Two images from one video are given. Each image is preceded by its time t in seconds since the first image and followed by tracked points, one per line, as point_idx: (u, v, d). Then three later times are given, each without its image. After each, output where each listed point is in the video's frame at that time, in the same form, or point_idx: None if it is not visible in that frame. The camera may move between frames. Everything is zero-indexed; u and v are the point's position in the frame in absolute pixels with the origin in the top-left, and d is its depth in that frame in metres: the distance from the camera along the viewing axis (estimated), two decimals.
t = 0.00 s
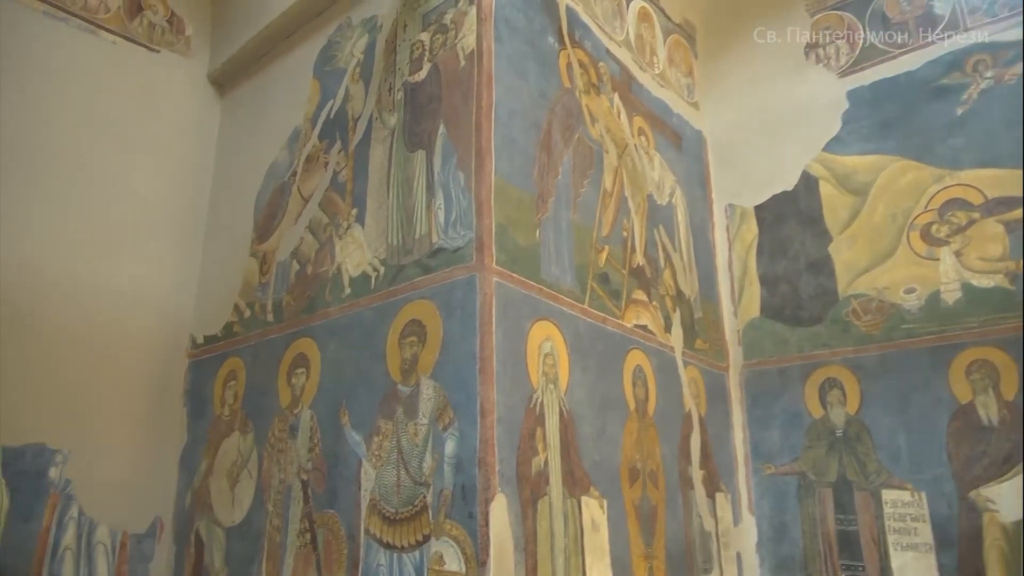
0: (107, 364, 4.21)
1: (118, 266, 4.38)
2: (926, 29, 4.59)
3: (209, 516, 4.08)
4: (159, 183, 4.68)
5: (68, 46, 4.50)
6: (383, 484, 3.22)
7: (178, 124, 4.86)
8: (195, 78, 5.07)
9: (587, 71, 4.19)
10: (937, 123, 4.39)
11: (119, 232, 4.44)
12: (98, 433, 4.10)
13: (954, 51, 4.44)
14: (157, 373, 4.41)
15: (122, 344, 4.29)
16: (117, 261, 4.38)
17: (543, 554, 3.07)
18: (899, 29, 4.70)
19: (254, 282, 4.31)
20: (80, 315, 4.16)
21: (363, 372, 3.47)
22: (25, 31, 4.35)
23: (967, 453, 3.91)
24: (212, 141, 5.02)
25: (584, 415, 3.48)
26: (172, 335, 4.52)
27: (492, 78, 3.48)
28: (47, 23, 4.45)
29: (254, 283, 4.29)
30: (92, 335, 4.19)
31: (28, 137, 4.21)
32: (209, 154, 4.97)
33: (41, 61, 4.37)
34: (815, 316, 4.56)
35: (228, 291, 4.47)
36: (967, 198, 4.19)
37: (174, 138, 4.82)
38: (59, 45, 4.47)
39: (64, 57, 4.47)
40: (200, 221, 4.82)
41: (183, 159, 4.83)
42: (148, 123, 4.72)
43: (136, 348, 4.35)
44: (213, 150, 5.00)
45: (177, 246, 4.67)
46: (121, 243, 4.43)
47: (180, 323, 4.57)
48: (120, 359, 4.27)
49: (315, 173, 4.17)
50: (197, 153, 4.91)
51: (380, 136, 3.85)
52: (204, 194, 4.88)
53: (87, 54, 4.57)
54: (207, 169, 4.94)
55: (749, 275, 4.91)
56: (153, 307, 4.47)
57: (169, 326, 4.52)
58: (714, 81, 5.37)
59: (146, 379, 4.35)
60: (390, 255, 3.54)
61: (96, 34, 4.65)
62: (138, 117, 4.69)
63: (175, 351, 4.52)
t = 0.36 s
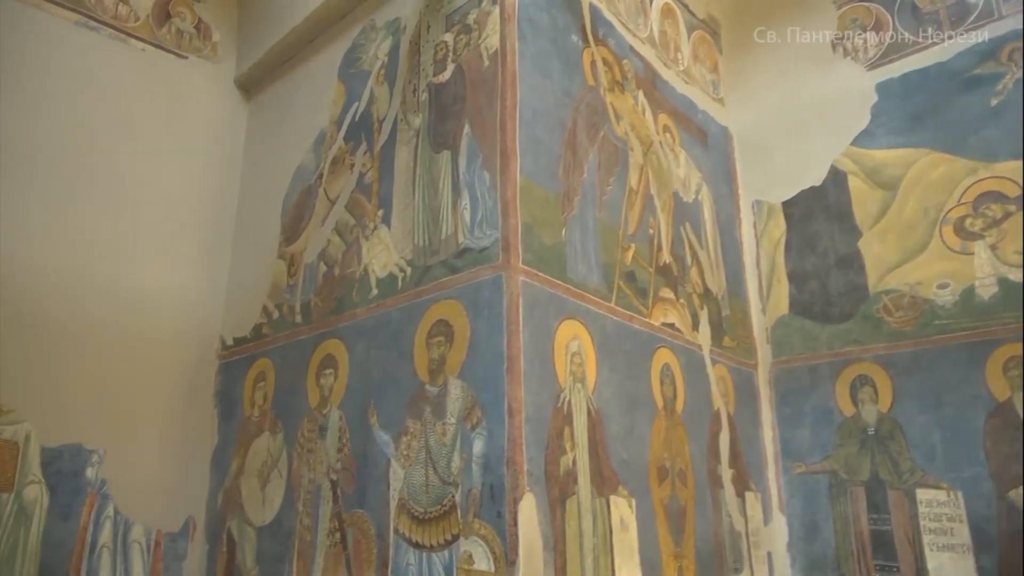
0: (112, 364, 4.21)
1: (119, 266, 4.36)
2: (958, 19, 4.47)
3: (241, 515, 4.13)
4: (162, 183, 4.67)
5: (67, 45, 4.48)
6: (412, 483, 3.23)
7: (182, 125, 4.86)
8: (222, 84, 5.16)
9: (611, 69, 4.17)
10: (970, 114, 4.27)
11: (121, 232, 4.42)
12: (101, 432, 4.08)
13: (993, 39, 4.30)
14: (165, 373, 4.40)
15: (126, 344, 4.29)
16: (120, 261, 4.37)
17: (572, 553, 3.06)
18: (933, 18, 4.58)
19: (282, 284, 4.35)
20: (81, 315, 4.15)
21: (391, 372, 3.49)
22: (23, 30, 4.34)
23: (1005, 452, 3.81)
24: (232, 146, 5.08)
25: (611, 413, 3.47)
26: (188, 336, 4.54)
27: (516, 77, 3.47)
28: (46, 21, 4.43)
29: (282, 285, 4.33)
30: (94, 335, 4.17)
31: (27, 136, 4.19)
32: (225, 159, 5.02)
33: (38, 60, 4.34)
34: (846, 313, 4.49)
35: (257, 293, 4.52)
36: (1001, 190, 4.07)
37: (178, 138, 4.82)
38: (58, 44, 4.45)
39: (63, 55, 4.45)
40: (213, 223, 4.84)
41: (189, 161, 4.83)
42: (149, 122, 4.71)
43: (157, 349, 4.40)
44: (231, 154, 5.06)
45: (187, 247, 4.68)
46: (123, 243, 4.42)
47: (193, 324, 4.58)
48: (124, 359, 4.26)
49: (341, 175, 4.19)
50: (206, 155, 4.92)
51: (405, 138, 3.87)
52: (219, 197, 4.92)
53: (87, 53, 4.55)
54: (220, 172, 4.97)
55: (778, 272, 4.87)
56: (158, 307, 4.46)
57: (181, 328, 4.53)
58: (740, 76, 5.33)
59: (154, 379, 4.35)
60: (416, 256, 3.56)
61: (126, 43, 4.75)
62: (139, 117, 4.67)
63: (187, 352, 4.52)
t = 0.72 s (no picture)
0: (120, 363, 4.19)
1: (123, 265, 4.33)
2: (996, 6, 4.32)
3: (276, 514, 4.18)
4: (168, 182, 4.64)
5: (68, 43, 4.46)
6: (445, 483, 3.24)
7: (190, 125, 4.84)
8: (254, 89, 5.23)
9: (639, 66, 4.15)
10: (1011, 103, 4.16)
11: (127, 231, 4.40)
12: (106, 433, 4.05)
13: (1011, 33, 4.23)
14: (177, 373, 4.39)
15: (135, 343, 4.27)
16: (125, 260, 4.35)
17: (606, 553, 3.05)
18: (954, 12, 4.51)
19: (314, 286, 4.39)
20: (84, 314, 4.12)
21: (424, 373, 3.50)
22: (23, 27, 4.31)
23: None
24: (252, 150, 5.10)
25: (644, 412, 3.45)
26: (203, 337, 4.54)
27: (544, 76, 3.47)
28: (47, 19, 4.41)
29: (314, 287, 4.37)
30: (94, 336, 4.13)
31: (26, 136, 4.16)
32: (241, 161, 5.02)
33: (36, 58, 4.31)
34: (882, 309, 4.41)
35: (290, 295, 4.57)
36: None
37: (184, 137, 4.79)
38: (57, 40, 4.42)
39: (61, 53, 4.41)
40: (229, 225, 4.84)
41: (198, 160, 4.81)
42: (153, 121, 4.68)
43: (184, 351, 4.45)
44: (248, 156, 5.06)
45: (199, 247, 4.67)
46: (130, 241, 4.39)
47: (207, 325, 4.57)
48: (132, 358, 4.24)
49: (371, 177, 4.22)
50: (218, 155, 4.91)
51: (434, 138, 3.88)
52: (237, 200, 4.93)
53: (85, 50, 4.51)
54: (236, 173, 4.97)
55: (811, 268, 4.80)
56: (167, 306, 4.44)
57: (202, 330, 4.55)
58: (769, 71, 5.29)
59: (166, 379, 4.34)
60: (447, 256, 3.57)
61: (160, 51, 4.84)
62: (139, 114, 4.63)
63: (201, 353, 4.51)
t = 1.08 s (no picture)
0: (123, 363, 4.18)
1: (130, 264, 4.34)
2: None
3: (312, 514, 4.22)
4: (173, 181, 4.63)
5: (68, 43, 4.45)
6: (479, 482, 3.25)
7: (197, 125, 4.83)
8: (285, 93, 5.30)
9: (669, 61, 4.12)
10: None
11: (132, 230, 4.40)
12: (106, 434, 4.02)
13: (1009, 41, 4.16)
14: (187, 373, 4.38)
15: (145, 343, 4.28)
16: (129, 258, 4.34)
17: (641, 552, 3.03)
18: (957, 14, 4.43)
19: (346, 287, 4.42)
20: (88, 314, 4.12)
21: (457, 372, 3.51)
22: (24, 24, 4.32)
23: None
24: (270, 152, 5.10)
25: (678, 410, 3.43)
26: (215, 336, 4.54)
27: (572, 74, 3.46)
28: (49, 18, 4.43)
29: (347, 288, 4.40)
30: (94, 336, 4.11)
31: (26, 136, 4.16)
32: (256, 163, 5.02)
33: (35, 57, 4.31)
34: (920, 304, 4.27)
35: (323, 297, 4.61)
36: None
37: (188, 136, 4.77)
38: (58, 40, 4.42)
39: (59, 51, 4.40)
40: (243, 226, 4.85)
41: (207, 161, 4.81)
42: (155, 120, 4.66)
43: (216, 352, 4.52)
44: (264, 159, 5.07)
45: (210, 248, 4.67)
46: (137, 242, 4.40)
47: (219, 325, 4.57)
48: (138, 358, 4.23)
49: (402, 178, 4.24)
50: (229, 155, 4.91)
51: (464, 139, 3.89)
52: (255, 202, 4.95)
53: (86, 49, 4.51)
54: (250, 176, 4.97)
55: (847, 262, 4.73)
56: (175, 306, 4.44)
57: (229, 332, 4.60)
58: (801, 63, 5.22)
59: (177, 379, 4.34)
60: (479, 256, 3.58)
61: (194, 58, 4.94)
62: (141, 115, 4.62)
63: (214, 353, 4.51)
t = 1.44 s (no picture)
0: (137, 361, 4.18)
1: (139, 264, 4.33)
2: None
3: (345, 514, 4.26)
4: (181, 180, 4.61)
5: (68, 41, 4.43)
6: (512, 482, 3.25)
7: (205, 124, 4.81)
8: (314, 98, 5.35)
9: (697, 57, 4.09)
10: None
11: (140, 229, 4.38)
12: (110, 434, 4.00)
13: None
14: (198, 372, 4.36)
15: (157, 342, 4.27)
16: (133, 256, 4.32)
17: (675, 551, 3.01)
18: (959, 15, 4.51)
19: (377, 288, 4.45)
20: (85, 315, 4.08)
21: (489, 372, 3.52)
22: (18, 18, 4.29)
23: None
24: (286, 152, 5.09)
25: (711, 408, 3.40)
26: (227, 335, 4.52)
27: (601, 71, 3.45)
28: (45, 13, 4.39)
29: (378, 289, 4.43)
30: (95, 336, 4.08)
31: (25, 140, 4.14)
32: (269, 163, 5.00)
33: (29, 55, 4.27)
34: (959, 299, 4.17)
35: (355, 297, 4.65)
36: None
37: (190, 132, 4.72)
38: (58, 40, 4.39)
39: (54, 49, 4.37)
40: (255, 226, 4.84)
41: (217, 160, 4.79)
42: (155, 117, 4.62)
43: (249, 355, 4.58)
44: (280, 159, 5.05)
45: (220, 247, 4.65)
46: (144, 241, 4.38)
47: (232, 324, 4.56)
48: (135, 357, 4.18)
49: (431, 179, 4.26)
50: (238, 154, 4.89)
51: (492, 139, 3.90)
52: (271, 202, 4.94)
53: (82, 46, 4.47)
54: (264, 176, 4.96)
55: (882, 257, 4.64)
56: (184, 304, 4.42)
57: (262, 337, 4.65)
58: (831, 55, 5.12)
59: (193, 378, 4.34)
60: (508, 255, 3.58)
61: (225, 65, 5.00)
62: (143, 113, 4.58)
63: (226, 353, 4.50)
